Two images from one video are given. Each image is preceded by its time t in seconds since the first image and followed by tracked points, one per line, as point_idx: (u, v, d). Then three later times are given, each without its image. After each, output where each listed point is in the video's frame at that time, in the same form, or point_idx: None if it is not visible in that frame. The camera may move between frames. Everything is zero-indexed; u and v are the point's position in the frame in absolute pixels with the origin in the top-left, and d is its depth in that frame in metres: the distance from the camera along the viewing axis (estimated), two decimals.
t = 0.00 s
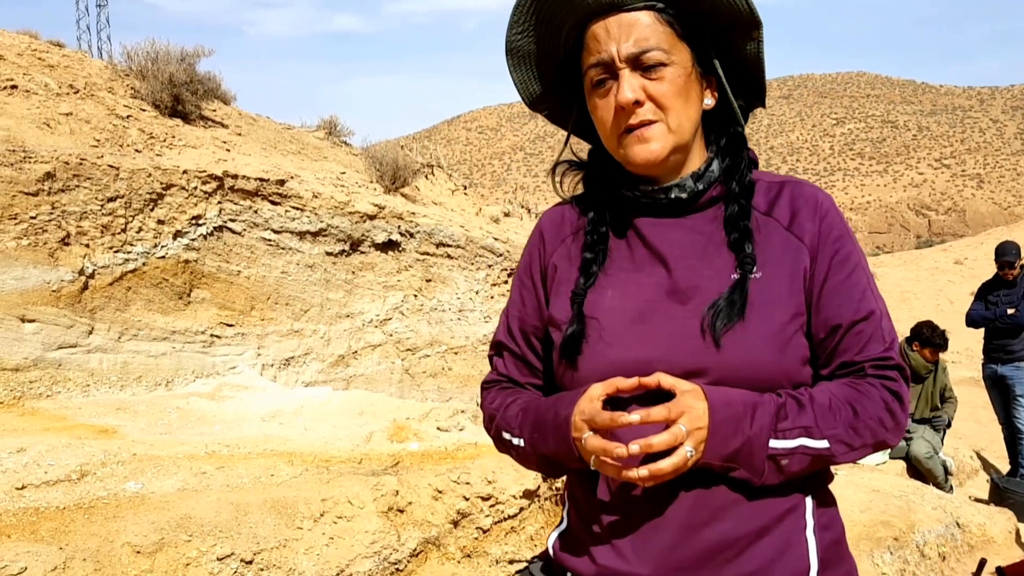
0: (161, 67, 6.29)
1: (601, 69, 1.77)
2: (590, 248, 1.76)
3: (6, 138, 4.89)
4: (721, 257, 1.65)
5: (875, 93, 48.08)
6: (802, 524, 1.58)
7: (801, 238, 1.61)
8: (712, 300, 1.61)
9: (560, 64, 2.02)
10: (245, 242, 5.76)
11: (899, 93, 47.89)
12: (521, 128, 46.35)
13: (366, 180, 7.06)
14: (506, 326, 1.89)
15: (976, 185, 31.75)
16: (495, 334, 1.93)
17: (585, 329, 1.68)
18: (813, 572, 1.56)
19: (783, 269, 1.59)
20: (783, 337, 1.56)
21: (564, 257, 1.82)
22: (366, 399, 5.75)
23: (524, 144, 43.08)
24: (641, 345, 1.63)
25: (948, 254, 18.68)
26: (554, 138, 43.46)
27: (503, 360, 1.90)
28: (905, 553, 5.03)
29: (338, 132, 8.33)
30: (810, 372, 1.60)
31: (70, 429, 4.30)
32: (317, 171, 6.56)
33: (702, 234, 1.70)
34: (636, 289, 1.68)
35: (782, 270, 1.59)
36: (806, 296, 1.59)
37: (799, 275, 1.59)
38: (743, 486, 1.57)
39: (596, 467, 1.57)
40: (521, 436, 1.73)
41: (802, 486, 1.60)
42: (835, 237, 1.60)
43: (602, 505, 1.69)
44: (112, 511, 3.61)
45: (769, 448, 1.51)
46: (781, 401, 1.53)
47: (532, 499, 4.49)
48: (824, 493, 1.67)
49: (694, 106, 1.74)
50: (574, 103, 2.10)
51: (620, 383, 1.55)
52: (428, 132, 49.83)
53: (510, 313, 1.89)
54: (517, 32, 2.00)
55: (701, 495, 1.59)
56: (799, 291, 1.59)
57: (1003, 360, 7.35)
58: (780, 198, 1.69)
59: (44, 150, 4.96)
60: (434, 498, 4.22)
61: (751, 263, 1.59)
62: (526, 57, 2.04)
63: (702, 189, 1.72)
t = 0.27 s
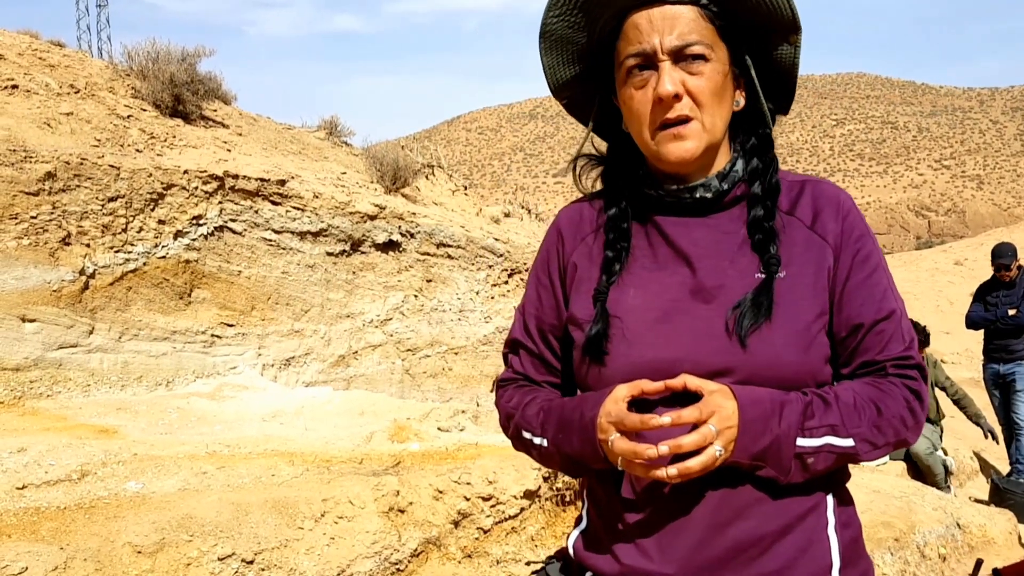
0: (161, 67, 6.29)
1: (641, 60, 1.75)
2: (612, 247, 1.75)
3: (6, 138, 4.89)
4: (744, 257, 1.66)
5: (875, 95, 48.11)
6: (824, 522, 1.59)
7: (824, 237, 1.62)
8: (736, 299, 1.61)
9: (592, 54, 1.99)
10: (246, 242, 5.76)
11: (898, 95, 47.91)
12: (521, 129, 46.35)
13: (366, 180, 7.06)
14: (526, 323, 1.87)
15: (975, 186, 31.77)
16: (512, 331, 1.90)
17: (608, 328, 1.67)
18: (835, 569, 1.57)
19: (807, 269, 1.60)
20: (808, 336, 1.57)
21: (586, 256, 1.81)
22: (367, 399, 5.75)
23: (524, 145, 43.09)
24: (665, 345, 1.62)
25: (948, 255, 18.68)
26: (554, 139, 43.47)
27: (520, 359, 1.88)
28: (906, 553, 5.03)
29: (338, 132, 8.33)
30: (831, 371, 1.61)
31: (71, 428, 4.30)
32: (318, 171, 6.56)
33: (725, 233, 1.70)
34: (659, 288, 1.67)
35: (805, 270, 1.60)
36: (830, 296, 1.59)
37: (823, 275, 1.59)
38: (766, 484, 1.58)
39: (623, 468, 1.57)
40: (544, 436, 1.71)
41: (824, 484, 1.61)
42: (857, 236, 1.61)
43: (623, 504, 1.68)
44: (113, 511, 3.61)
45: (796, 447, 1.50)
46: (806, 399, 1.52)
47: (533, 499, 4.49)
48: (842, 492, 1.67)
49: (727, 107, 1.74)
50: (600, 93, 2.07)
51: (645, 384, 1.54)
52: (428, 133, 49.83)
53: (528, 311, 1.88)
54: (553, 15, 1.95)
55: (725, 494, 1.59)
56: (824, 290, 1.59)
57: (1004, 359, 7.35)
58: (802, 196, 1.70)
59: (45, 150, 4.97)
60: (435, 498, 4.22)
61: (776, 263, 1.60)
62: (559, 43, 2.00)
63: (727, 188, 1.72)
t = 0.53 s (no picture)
0: (162, 68, 6.29)
1: (654, 61, 1.74)
2: (619, 245, 1.74)
3: (7, 139, 4.89)
4: (751, 259, 1.66)
5: (874, 95, 48.13)
6: (823, 524, 1.60)
7: (832, 243, 1.63)
8: (742, 303, 1.61)
9: (608, 51, 1.97)
10: (245, 244, 5.76)
11: (898, 96, 47.93)
12: (521, 129, 46.36)
13: (366, 181, 7.06)
14: (527, 319, 1.84)
15: (974, 186, 31.79)
16: (513, 325, 1.88)
17: (615, 325, 1.66)
18: (834, 571, 1.58)
19: (814, 274, 1.60)
20: (815, 339, 1.57)
21: (594, 253, 1.79)
22: (366, 400, 5.75)
23: (523, 146, 43.09)
24: (673, 344, 1.62)
25: (948, 256, 18.68)
26: (553, 139, 43.48)
27: (520, 352, 1.85)
28: (905, 555, 5.04)
29: (338, 133, 8.33)
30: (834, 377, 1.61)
31: (71, 430, 4.30)
32: (318, 172, 6.56)
33: (735, 236, 1.70)
34: (667, 288, 1.67)
35: (813, 275, 1.60)
36: (836, 302, 1.60)
37: (831, 281, 1.60)
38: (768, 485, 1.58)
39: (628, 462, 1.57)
40: (549, 427, 1.70)
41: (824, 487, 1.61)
42: (864, 243, 1.62)
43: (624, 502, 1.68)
44: (113, 512, 3.61)
45: (800, 449, 1.50)
46: (812, 401, 1.53)
47: (532, 501, 4.49)
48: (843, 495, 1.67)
49: (740, 110, 1.74)
50: (612, 91, 2.06)
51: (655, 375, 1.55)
52: (428, 133, 49.83)
53: (530, 304, 1.84)
54: (571, 13, 1.93)
55: (727, 494, 1.59)
56: (831, 295, 1.59)
57: (1005, 360, 7.36)
58: (810, 202, 1.71)
59: (45, 151, 4.97)
60: (435, 499, 4.22)
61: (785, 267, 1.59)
62: (575, 40, 1.98)
63: (738, 191, 1.73)
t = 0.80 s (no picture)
0: (160, 67, 6.29)
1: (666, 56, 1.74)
2: (618, 239, 1.74)
3: (4, 138, 4.88)
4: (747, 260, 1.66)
5: (872, 95, 48.15)
6: (814, 526, 1.59)
7: (830, 245, 1.62)
8: (737, 304, 1.61)
9: (620, 43, 1.95)
10: (244, 243, 5.76)
11: (897, 96, 47.95)
12: (520, 129, 46.35)
13: (364, 180, 7.06)
14: (527, 314, 1.84)
15: (973, 186, 31.81)
16: (512, 320, 1.88)
17: (613, 321, 1.66)
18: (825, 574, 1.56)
19: (811, 276, 1.60)
20: (808, 342, 1.57)
21: (592, 250, 1.79)
22: (365, 400, 5.75)
23: (522, 146, 43.08)
24: (668, 343, 1.62)
25: (947, 256, 18.69)
26: (552, 139, 43.47)
27: (519, 348, 1.86)
28: (903, 554, 5.05)
29: (337, 133, 8.33)
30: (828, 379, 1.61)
31: (68, 429, 4.30)
32: (316, 171, 6.56)
33: (733, 235, 1.70)
34: (664, 287, 1.67)
35: (810, 277, 1.60)
36: (832, 304, 1.59)
37: (827, 283, 1.59)
38: (758, 486, 1.58)
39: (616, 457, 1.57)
40: (544, 422, 1.69)
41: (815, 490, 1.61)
42: (862, 247, 1.61)
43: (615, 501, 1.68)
44: (111, 512, 3.60)
45: (790, 448, 1.50)
46: (803, 401, 1.53)
47: (531, 501, 4.49)
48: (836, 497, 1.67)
49: (747, 113, 1.74)
50: (622, 81, 2.05)
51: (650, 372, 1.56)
52: (427, 133, 49.81)
53: (530, 301, 1.85)
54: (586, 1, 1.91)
55: (716, 494, 1.58)
56: (826, 299, 1.59)
57: (1004, 360, 7.36)
58: (810, 203, 1.70)
59: (43, 150, 4.96)
60: (433, 499, 4.22)
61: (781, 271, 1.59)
62: (587, 28, 1.96)
63: (738, 192, 1.72)
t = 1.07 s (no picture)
0: (159, 67, 6.29)
1: (700, 52, 1.68)
2: (608, 227, 1.72)
3: (4, 138, 4.88)
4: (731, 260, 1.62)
5: (871, 95, 48.22)
6: (793, 530, 1.51)
7: (812, 249, 1.57)
8: (717, 305, 1.57)
9: (641, 29, 1.90)
10: (242, 243, 5.76)
11: (897, 96, 48.00)
12: (519, 129, 46.37)
13: (364, 181, 7.06)
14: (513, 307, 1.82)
15: (972, 186, 31.87)
16: (498, 317, 1.87)
17: (597, 315, 1.63)
18: None
19: (790, 278, 1.55)
20: (786, 345, 1.51)
21: (578, 247, 1.76)
22: (364, 400, 5.74)
23: (522, 146, 43.10)
24: (646, 343, 1.58)
25: (946, 256, 18.72)
26: (551, 139, 43.52)
27: (503, 343, 1.84)
28: (902, 554, 5.05)
29: (337, 133, 8.33)
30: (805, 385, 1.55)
31: (67, 430, 4.30)
32: (315, 172, 6.56)
33: (719, 237, 1.65)
34: (646, 285, 1.64)
35: (791, 281, 1.54)
36: (812, 307, 1.53)
37: (807, 287, 1.54)
38: (732, 487, 1.51)
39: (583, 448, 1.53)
40: (512, 415, 1.68)
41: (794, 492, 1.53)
42: (845, 251, 1.54)
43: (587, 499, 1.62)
44: (109, 513, 3.61)
45: (758, 448, 1.44)
46: (776, 400, 1.47)
47: (530, 501, 4.50)
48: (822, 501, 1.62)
49: (758, 128, 1.72)
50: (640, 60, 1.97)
51: (615, 370, 1.47)
52: (427, 133, 49.84)
53: (515, 298, 1.84)
54: None
55: (690, 494, 1.51)
56: (806, 302, 1.53)
57: (1006, 361, 7.36)
58: (796, 208, 1.65)
59: (42, 150, 4.97)
60: (432, 499, 4.22)
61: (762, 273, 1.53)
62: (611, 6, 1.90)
63: (726, 194, 1.67)
